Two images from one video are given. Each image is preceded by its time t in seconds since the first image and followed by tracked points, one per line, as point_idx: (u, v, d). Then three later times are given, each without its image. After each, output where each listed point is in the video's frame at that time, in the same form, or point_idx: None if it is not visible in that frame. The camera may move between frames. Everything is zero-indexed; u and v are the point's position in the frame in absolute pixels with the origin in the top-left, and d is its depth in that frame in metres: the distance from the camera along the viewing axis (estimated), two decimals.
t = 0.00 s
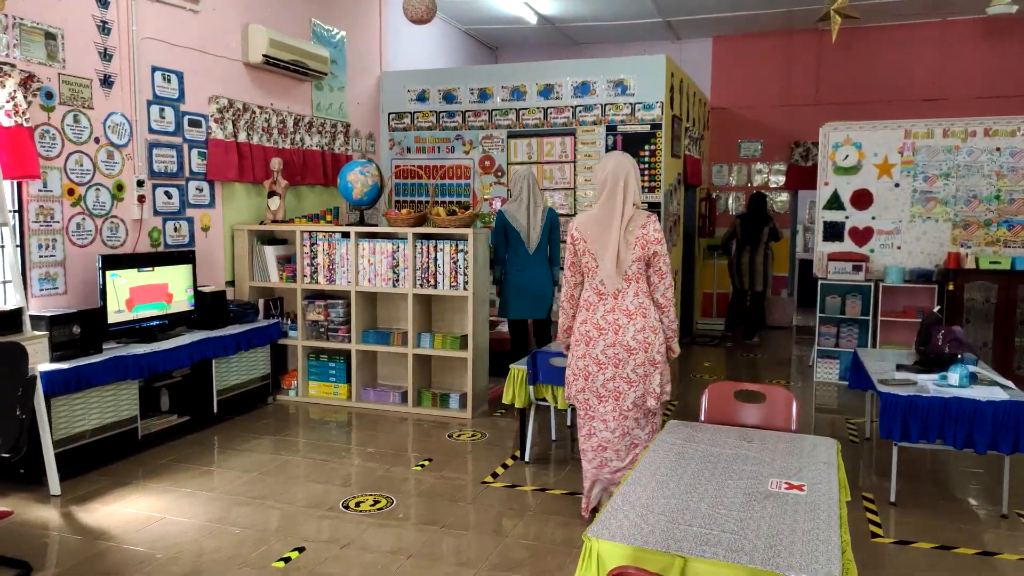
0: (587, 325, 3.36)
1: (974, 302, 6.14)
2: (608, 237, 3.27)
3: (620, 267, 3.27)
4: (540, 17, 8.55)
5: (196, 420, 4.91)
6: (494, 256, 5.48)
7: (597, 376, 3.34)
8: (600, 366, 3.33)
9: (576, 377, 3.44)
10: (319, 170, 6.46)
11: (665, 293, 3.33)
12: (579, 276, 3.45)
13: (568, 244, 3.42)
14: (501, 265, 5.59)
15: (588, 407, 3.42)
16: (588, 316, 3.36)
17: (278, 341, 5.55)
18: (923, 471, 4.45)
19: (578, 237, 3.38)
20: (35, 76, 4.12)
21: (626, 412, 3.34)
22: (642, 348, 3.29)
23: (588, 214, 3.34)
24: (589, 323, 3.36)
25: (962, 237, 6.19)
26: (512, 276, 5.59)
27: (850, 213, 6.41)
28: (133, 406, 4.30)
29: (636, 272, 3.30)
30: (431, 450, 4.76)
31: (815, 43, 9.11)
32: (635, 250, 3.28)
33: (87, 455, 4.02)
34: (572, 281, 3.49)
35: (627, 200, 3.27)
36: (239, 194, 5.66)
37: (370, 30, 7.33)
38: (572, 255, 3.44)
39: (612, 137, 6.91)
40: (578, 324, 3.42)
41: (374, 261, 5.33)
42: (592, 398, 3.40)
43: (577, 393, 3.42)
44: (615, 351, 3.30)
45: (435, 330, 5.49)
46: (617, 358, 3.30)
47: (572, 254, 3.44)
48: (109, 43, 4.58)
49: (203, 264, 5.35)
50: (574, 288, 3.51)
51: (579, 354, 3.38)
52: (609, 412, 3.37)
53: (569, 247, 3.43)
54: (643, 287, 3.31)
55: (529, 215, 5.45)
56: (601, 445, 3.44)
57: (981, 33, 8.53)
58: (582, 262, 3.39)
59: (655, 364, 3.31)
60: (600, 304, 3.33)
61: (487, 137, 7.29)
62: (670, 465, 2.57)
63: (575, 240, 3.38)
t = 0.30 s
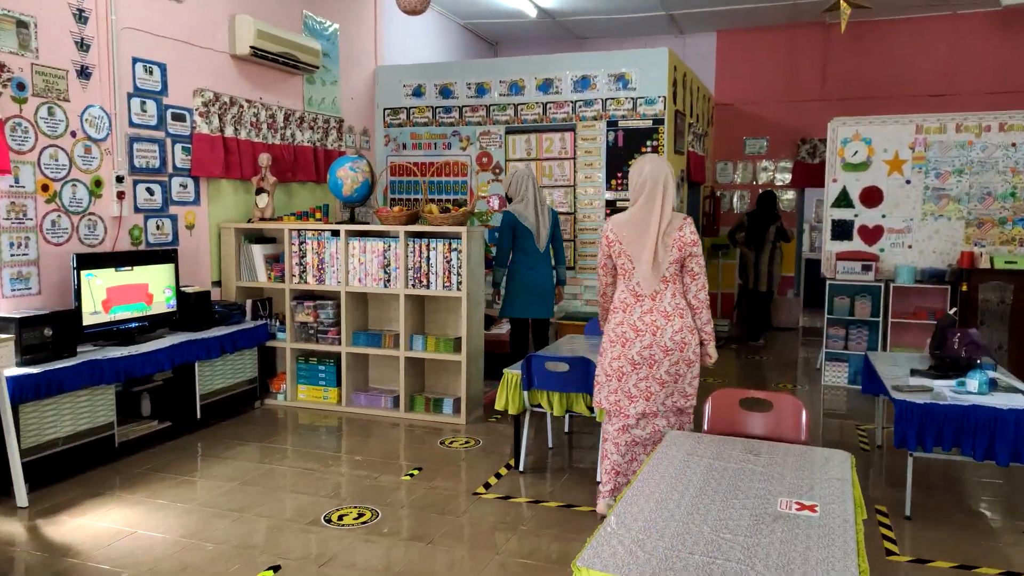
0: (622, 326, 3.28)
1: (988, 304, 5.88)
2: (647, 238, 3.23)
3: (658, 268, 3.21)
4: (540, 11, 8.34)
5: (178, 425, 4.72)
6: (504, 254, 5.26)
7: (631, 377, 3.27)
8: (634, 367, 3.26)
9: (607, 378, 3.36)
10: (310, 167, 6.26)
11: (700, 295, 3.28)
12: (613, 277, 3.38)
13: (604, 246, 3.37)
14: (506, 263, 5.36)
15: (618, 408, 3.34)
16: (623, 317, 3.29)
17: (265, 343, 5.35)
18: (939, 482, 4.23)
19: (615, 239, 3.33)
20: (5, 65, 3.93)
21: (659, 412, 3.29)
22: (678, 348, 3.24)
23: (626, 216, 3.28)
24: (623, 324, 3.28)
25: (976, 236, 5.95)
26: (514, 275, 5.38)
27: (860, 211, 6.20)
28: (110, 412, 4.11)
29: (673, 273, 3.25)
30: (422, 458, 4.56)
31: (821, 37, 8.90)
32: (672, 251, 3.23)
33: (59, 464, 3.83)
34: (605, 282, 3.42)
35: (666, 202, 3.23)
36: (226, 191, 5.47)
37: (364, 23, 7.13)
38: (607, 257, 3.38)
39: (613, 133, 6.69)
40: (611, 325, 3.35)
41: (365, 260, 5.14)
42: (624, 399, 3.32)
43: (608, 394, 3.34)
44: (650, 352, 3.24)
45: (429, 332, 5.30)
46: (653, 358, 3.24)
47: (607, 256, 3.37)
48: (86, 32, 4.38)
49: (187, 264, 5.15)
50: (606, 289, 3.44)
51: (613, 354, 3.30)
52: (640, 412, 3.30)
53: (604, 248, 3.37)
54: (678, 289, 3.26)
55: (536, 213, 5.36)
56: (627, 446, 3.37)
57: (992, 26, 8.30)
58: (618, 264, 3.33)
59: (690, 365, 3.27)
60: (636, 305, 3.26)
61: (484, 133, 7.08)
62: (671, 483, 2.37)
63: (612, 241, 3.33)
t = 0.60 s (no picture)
0: (659, 319, 3.46)
1: (999, 306, 5.67)
2: (685, 231, 3.38)
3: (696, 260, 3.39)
4: (537, 6, 8.15)
5: (154, 435, 4.54)
6: (510, 252, 5.01)
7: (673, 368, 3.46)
8: (673, 359, 3.46)
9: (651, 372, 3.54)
10: (298, 165, 6.08)
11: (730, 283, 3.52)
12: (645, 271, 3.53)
13: (636, 240, 3.49)
14: (509, 262, 5.08)
15: (665, 397, 3.54)
16: (660, 310, 3.46)
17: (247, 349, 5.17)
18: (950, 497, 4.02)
19: (648, 234, 3.47)
20: None
21: (701, 401, 3.47)
22: (713, 338, 3.45)
23: (660, 210, 3.42)
24: (661, 316, 3.46)
25: (986, 236, 5.75)
26: (515, 276, 5.13)
27: (865, 210, 5.99)
28: (78, 422, 3.93)
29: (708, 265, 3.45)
30: (406, 468, 4.35)
31: (825, 32, 8.69)
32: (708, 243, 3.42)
33: (22, 477, 3.65)
34: (635, 277, 3.54)
35: (701, 197, 3.39)
36: (207, 190, 5.28)
37: (355, 18, 6.94)
38: (639, 251, 3.50)
39: (610, 130, 6.50)
40: (647, 318, 3.51)
41: (350, 262, 4.94)
42: (668, 389, 3.51)
43: (654, 384, 3.53)
44: (688, 343, 3.43)
45: (417, 337, 5.11)
46: (694, 349, 3.43)
47: (640, 251, 3.50)
48: (57, 25, 4.20)
49: (165, 266, 4.96)
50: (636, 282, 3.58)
51: (653, 347, 3.48)
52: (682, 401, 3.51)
53: (636, 244, 3.50)
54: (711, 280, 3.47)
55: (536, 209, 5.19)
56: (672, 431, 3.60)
57: (1001, 20, 8.09)
58: (652, 258, 3.47)
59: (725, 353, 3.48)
60: (671, 298, 3.44)
61: (478, 131, 6.89)
62: (662, 506, 2.17)
63: (645, 236, 3.46)
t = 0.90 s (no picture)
0: (664, 320, 3.46)
1: (1003, 307, 5.54)
2: (692, 234, 3.34)
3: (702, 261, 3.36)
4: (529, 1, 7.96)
5: (122, 443, 4.37)
6: (492, 252, 4.86)
7: (677, 369, 3.44)
8: (678, 359, 3.44)
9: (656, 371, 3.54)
10: (280, 163, 5.90)
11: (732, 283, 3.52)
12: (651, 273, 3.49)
13: (642, 243, 3.44)
14: (490, 262, 4.92)
15: (671, 398, 3.54)
16: (667, 311, 3.45)
17: (222, 353, 4.99)
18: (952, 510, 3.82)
19: (654, 237, 3.42)
20: None
21: (704, 401, 3.45)
22: (716, 337, 3.43)
23: (667, 213, 3.37)
24: (667, 317, 3.45)
25: (989, 235, 5.55)
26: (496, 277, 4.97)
27: (864, 209, 5.79)
28: (38, 431, 3.76)
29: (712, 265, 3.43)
30: (383, 477, 4.16)
31: (825, 27, 8.49)
32: (712, 243, 3.40)
33: None
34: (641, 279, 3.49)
35: (706, 197, 3.38)
36: (182, 188, 5.11)
37: (340, 12, 6.76)
38: (645, 253, 3.45)
39: (601, 126, 6.31)
40: (654, 319, 3.51)
41: (328, 262, 4.75)
42: (673, 389, 3.50)
43: (661, 385, 3.53)
44: (692, 343, 3.42)
45: (399, 340, 4.92)
46: (698, 349, 3.43)
47: (646, 253, 3.45)
48: (18, 16, 4.03)
49: (135, 268, 4.78)
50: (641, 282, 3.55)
51: (660, 347, 3.49)
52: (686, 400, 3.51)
53: (643, 245, 3.45)
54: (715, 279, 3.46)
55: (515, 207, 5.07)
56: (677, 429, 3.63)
57: (1005, 14, 7.89)
58: (658, 261, 3.43)
59: (727, 352, 3.48)
60: (676, 299, 3.43)
61: (467, 127, 6.71)
62: (634, 529, 1.98)
63: (652, 239, 3.42)
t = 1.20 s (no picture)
0: (667, 315, 3.55)
1: (1010, 310, 5.18)
2: (693, 230, 3.52)
3: (705, 258, 3.52)
4: None
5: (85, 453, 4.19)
6: (465, 251, 4.79)
7: (678, 363, 3.54)
8: (678, 354, 3.53)
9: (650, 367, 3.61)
10: (259, 161, 5.70)
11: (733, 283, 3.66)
12: (651, 269, 3.65)
13: (643, 239, 3.62)
14: (462, 261, 4.87)
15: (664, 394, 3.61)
16: (668, 306, 3.56)
17: (194, 358, 4.80)
18: (956, 531, 3.60)
19: (656, 233, 3.59)
20: None
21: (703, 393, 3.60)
22: (718, 333, 3.56)
23: (670, 209, 3.53)
24: (668, 312, 3.55)
25: (996, 235, 5.33)
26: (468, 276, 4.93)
27: (865, 208, 5.58)
28: None
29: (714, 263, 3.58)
30: (356, 490, 3.96)
31: (826, 22, 8.27)
32: (715, 242, 3.56)
33: None
34: (641, 274, 3.67)
35: (708, 197, 3.56)
36: (155, 187, 4.93)
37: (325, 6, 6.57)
38: (646, 250, 3.62)
39: (593, 123, 6.10)
40: (653, 314, 3.61)
41: (304, 265, 4.56)
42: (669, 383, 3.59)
43: (650, 380, 3.59)
44: (696, 338, 3.53)
45: (378, 346, 4.72)
46: (700, 344, 3.54)
47: (647, 250, 3.62)
48: None
49: (102, 270, 4.59)
50: (639, 280, 3.70)
51: (659, 343, 3.55)
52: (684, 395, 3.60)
53: (645, 241, 3.62)
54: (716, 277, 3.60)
55: (490, 207, 5.02)
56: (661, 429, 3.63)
57: (1013, 7, 7.65)
58: (660, 257, 3.58)
59: (727, 347, 3.63)
60: (680, 294, 3.55)
61: (455, 125, 6.51)
62: (599, 566, 1.77)
63: (654, 235, 3.58)
